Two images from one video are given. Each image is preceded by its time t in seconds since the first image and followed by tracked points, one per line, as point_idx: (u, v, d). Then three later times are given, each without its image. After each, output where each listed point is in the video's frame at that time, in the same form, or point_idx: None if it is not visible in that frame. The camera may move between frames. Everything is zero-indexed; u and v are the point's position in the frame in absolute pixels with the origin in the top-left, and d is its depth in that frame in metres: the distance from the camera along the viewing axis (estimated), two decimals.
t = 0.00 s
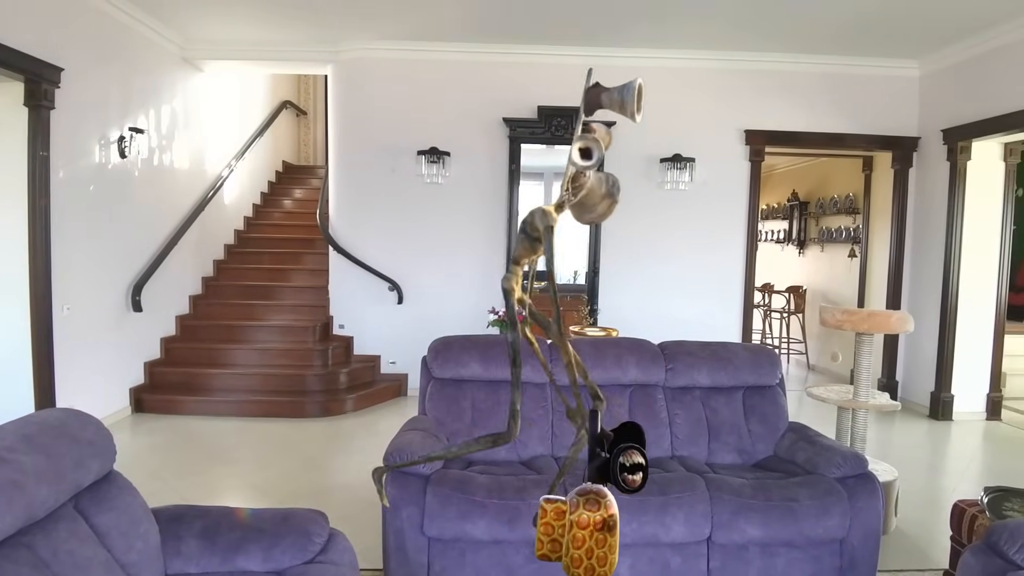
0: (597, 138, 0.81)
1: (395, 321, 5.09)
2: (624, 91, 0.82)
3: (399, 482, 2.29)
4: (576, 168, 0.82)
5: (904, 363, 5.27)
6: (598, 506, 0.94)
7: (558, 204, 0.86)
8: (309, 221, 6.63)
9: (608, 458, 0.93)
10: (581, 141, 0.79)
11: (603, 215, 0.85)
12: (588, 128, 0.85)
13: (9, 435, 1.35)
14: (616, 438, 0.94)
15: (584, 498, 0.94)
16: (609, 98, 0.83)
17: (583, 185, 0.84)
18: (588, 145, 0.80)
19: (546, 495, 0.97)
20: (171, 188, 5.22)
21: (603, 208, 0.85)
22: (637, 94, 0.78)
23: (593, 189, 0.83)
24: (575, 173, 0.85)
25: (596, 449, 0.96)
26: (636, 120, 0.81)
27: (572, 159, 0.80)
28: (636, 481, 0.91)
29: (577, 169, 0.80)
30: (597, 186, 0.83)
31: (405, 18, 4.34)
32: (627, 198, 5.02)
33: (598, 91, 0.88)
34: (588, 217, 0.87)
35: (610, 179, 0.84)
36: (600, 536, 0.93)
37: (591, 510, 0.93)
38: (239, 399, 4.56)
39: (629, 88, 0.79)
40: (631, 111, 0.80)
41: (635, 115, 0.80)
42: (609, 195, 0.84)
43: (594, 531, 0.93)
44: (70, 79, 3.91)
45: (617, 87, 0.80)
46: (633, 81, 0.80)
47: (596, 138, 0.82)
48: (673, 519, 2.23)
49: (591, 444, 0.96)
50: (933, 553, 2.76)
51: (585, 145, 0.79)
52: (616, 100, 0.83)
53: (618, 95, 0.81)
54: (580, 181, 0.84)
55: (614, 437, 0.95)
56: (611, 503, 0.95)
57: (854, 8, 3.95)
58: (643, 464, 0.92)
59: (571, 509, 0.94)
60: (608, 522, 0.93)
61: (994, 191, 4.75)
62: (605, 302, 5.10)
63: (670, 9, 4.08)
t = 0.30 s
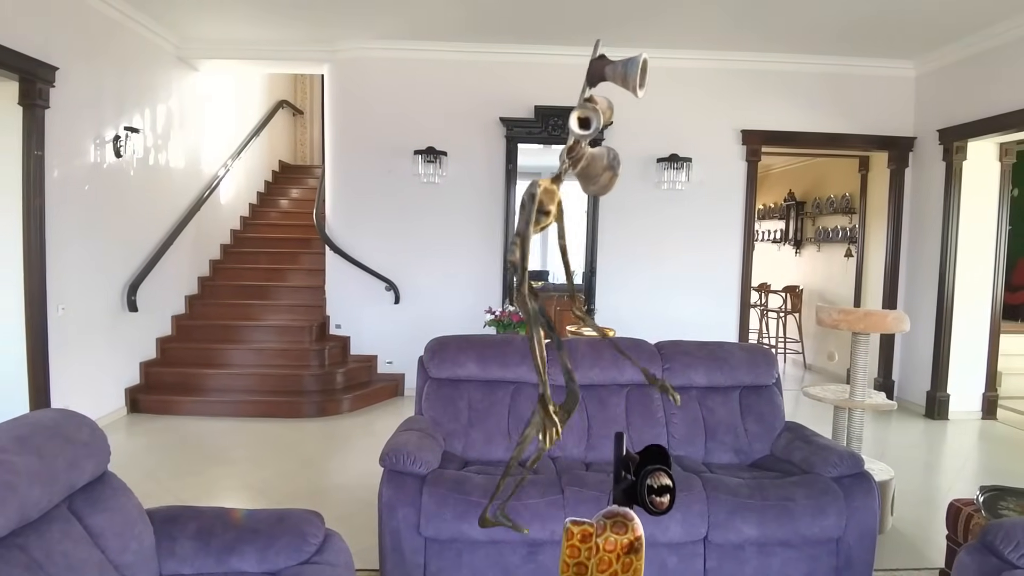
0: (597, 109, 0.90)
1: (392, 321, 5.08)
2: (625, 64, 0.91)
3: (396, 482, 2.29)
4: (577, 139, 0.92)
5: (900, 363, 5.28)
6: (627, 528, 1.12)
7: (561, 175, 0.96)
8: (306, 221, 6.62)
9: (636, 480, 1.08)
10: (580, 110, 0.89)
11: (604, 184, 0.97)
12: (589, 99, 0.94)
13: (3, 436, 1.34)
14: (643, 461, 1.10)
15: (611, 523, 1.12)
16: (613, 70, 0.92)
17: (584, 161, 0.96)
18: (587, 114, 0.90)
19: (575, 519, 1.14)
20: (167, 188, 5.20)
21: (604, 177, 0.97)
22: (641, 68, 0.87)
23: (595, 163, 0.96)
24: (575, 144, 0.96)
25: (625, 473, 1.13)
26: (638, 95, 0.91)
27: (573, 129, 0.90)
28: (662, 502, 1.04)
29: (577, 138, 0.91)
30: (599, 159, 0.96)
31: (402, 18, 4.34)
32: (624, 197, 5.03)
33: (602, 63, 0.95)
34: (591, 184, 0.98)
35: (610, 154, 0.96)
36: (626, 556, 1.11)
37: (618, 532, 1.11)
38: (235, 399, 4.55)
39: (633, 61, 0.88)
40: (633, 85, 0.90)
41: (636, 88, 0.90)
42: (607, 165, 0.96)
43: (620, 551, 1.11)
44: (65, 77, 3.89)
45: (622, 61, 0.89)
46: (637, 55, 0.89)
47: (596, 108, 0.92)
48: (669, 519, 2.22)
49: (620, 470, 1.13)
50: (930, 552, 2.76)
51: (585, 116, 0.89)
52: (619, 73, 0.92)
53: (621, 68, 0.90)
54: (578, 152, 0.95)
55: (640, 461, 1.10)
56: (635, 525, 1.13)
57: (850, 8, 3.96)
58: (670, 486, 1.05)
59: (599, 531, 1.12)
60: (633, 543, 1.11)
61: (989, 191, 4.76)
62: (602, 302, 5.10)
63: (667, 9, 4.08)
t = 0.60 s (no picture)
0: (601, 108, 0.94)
1: (384, 320, 5.07)
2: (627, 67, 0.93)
3: (387, 482, 2.28)
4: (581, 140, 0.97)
5: (889, 360, 5.32)
6: (647, 546, 1.05)
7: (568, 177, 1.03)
8: (297, 220, 6.59)
9: (653, 498, 1.01)
10: (584, 115, 0.93)
11: (608, 184, 1.03)
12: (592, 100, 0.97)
13: None
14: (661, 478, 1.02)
15: (630, 541, 1.06)
16: (615, 73, 0.93)
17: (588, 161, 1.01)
18: (591, 118, 0.94)
19: (593, 540, 1.09)
20: (156, 186, 5.16)
21: (609, 178, 1.03)
22: (645, 73, 0.88)
23: (601, 165, 1.02)
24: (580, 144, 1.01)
25: (641, 491, 1.05)
26: (641, 97, 0.92)
27: (578, 131, 0.94)
28: (681, 522, 0.98)
29: (582, 141, 0.95)
30: (602, 160, 1.01)
31: (394, 15, 4.32)
32: (616, 196, 5.03)
33: (605, 65, 0.97)
34: (597, 185, 1.04)
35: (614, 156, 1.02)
36: None
37: (638, 550, 1.04)
38: (225, 399, 4.52)
39: (636, 65, 0.89)
40: (636, 87, 0.91)
41: (641, 91, 0.90)
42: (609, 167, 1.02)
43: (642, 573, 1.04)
44: (52, 74, 3.85)
45: (624, 65, 0.90)
46: (641, 57, 0.90)
47: (598, 109, 0.95)
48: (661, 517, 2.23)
49: (635, 487, 1.05)
50: (919, 548, 2.78)
51: (588, 118, 0.93)
52: (622, 76, 0.93)
53: (625, 71, 0.92)
54: (582, 154, 1.00)
55: (657, 479, 1.03)
56: (656, 546, 1.05)
57: (841, 7, 3.97)
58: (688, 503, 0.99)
59: (618, 550, 1.06)
60: (654, 564, 1.03)
61: (978, 190, 4.80)
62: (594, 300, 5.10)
63: (658, 8, 4.09)
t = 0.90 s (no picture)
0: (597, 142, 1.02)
1: (367, 318, 5.03)
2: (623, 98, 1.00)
3: (370, 481, 2.27)
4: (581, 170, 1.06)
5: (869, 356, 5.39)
6: (666, 555, 1.09)
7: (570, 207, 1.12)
8: (278, 217, 6.52)
9: (674, 506, 1.06)
10: (583, 146, 1.02)
11: (611, 213, 1.10)
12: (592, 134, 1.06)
13: None
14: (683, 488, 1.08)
15: (648, 549, 1.11)
16: (612, 103, 1.01)
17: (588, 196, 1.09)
18: (589, 148, 1.02)
19: (612, 547, 1.13)
20: (135, 182, 5.08)
21: (611, 207, 1.10)
22: (639, 101, 0.95)
23: (601, 198, 1.08)
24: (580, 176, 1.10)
25: (663, 499, 1.10)
26: (638, 125, 0.99)
27: (577, 162, 1.04)
28: (702, 528, 1.02)
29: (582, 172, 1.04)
30: (603, 193, 1.08)
31: (377, 11, 4.29)
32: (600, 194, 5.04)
33: (603, 98, 1.06)
34: (601, 216, 1.11)
35: (616, 187, 1.09)
36: None
37: (657, 560, 1.09)
38: (207, 399, 4.47)
39: (631, 94, 0.97)
40: (630, 116, 0.99)
41: (637, 119, 0.98)
42: (611, 196, 1.08)
43: None
44: (27, 68, 3.77)
45: (621, 94, 0.97)
46: (635, 87, 0.98)
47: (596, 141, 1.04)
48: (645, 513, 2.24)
49: (658, 496, 1.11)
50: (897, 542, 2.82)
51: (587, 150, 1.02)
52: (619, 106, 1.00)
53: (621, 101, 0.99)
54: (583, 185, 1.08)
55: (679, 488, 1.08)
56: (675, 554, 1.11)
57: (823, 7, 4.01)
58: (709, 511, 1.03)
59: (636, 558, 1.11)
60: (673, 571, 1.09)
61: (955, 188, 4.88)
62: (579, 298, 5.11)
63: (642, 5, 4.09)
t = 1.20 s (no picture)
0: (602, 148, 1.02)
1: (349, 316, 5.00)
2: (627, 102, 1.03)
3: (352, 480, 2.26)
4: (582, 176, 1.05)
5: (847, 354, 5.47)
6: (686, 568, 1.14)
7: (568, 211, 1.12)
8: (258, 214, 6.45)
9: (697, 517, 1.12)
10: (586, 149, 1.01)
11: (608, 219, 1.12)
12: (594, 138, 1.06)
13: None
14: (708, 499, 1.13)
15: (669, 561, 1.15)
16: (617, 108, 1.03)
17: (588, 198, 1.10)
18: (594, 153, 1.01)
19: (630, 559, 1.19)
20: (112, 178, 4.99)
21: (610, 213, 1.12)
22: (646, 109, 0.99)
23: (602, 200, 1.10)
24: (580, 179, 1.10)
25: (685, 508, 1.16)
26: (643, 131, 1.01)
27: (579, 165, 1.02)
28: (724, 541, 1.09)
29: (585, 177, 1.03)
30: (603, 197, 1.10)
31: (359, 7, 4.26)
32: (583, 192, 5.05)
33: (606, 102, 1.07)
34: (597, 221, 1.13)
35: (615, 192, 1.12)
36: None
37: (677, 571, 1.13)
38: (186, 399, 4.41)
39: (637, 101, 1.00)
40: (638, 122, 1.01)
41: (642, 126, 1.01)
42: (611, 202, 1.11)
43: None
44: None
45: (627, 100, 1.01)
46: (642, 94, 1.01)
47: (600, 145, 1.03)
48: (626, 510, 2.25)
49: (681, 505, 1.16)
50: (875, 536, 2.86)
51: (590, 154, 1.00)
52: (624, 111, 1.03)
53: (627, 106, 1.02)
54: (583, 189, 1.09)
55: (702, 497, 1.14)
56: (696, 565, 1.15)
57: (804, 8, 4.04)
58: (732, 524, 1.10)
59: (658, 570, 1.15)
60: None
61: (931, 188, 4.96)
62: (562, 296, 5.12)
63: (625, 4, 4.10)
